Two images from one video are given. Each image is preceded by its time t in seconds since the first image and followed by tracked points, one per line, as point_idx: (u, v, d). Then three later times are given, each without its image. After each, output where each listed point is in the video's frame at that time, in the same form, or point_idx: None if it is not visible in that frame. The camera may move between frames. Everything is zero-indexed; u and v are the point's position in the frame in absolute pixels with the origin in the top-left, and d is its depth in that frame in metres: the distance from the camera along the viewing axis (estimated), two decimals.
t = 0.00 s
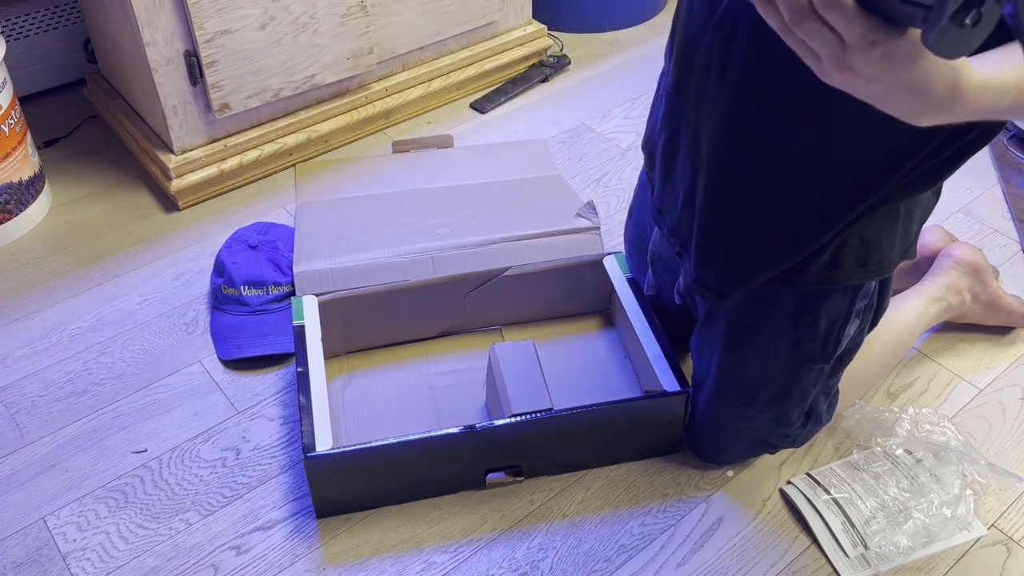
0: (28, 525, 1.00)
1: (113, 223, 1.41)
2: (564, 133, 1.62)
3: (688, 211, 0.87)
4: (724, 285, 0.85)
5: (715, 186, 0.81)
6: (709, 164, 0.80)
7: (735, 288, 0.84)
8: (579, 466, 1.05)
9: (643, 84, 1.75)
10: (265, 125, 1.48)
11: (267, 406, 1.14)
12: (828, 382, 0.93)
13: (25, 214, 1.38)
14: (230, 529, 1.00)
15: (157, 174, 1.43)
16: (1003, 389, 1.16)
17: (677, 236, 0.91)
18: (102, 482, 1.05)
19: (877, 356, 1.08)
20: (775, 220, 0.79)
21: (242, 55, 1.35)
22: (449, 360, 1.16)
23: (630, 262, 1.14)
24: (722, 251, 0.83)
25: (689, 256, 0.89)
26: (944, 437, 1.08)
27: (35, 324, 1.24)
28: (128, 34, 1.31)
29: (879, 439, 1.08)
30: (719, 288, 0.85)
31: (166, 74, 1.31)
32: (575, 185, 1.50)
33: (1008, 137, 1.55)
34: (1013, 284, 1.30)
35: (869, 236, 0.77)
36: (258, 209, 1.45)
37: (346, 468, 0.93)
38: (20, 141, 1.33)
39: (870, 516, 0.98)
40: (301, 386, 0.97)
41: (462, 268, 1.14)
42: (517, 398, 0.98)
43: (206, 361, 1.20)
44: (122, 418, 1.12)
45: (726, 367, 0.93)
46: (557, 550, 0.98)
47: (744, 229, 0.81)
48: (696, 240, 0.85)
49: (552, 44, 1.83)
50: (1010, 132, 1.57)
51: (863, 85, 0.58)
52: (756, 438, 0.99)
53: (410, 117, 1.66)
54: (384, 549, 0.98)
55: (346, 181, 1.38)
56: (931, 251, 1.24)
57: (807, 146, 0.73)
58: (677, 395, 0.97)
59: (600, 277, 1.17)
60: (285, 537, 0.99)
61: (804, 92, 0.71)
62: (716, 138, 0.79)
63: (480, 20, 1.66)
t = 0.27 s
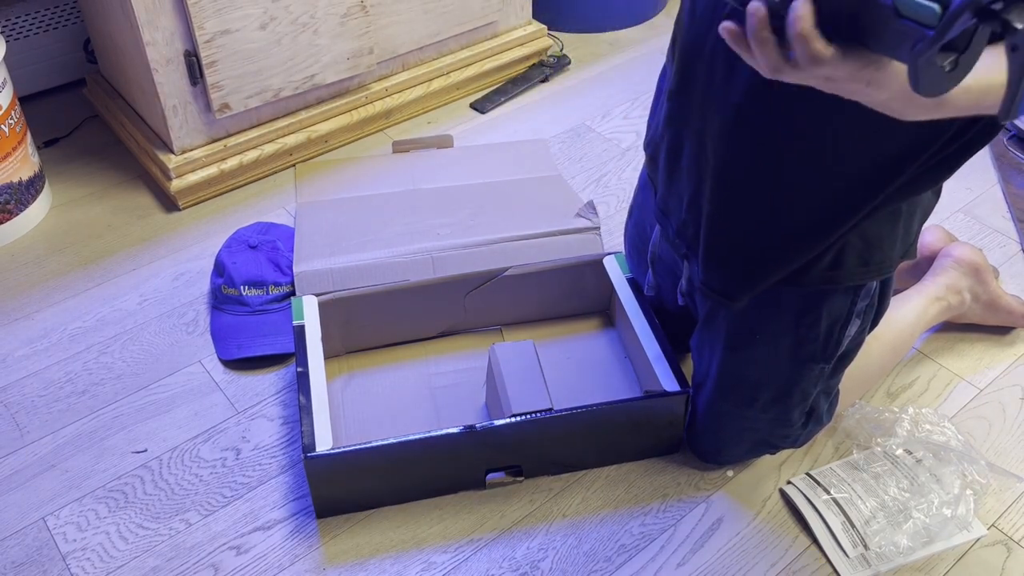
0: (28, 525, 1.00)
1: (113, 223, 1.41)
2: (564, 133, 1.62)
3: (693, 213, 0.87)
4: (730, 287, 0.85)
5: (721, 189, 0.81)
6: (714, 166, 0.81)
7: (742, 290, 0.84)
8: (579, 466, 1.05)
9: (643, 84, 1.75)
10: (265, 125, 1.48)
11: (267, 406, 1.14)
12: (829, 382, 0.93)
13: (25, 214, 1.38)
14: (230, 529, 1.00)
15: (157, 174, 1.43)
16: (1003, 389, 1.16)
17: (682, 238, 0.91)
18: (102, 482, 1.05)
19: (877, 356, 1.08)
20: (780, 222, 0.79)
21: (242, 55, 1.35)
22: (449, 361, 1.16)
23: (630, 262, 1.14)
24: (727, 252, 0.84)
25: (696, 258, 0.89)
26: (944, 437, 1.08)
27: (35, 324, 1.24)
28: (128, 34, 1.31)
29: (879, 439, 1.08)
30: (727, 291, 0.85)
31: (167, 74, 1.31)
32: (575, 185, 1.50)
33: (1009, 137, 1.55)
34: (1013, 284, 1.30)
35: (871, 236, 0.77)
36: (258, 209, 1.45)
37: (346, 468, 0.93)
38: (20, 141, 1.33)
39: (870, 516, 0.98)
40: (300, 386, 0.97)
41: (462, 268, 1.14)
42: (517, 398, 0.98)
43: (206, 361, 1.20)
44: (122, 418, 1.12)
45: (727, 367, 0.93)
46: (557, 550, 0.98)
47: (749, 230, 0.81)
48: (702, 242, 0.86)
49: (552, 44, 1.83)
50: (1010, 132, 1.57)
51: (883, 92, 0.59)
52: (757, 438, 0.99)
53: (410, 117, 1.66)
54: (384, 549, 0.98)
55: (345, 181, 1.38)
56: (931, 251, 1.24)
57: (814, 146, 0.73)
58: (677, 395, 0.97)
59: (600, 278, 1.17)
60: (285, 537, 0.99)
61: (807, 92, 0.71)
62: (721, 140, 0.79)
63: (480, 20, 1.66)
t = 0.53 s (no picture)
0: (28, 525, 1.00)
1: (113, 223, 1.41)
2: (564, 133, 1.62)
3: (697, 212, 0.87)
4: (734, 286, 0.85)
5: (724, 187, 0.81)
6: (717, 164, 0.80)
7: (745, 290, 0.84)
8: (579, 466, 1.05)
9: (643, 84, 1.75)
10: (265, 125, 1.48)
11: (267, 406, 1.14)
12: (830, 382, 0.93)
13: (25, 214, 1.38)
14: (230, 529, 1.00)
15: (157, 174, 1.43)
16: (1003, 389, 1.16)
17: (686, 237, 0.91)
18: (102, 482, 1.05)
19: (876, 356, 1.08)
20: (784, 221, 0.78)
21: (242, 55, 1.35)
22: (449, 361, 1.16)
23: (630, 262, 1.14)
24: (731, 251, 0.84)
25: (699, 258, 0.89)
26: (944, 437, 1.08)
27: (35, 324, 1.24)
28: (128, 34, 1.31)
29: (879, 439, 1.08)
30: (729, 291, 0.85)
31: (167, 74, 1.31)
32: (575, 185, 1.50)
33: (1009, 137, 1.55)
34: (1013, 284, 1.30)
35: (873, 236, 0.77)
36: (257, 209, 1.45)
37: (346, 468, 0.93)
38: (20, 141, 1.33)
39: (870, 516, 0.98)
40: (300, 385, 0.97)
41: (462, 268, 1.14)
42: (517, 398, 0.98)
43: (206, 361, 1.20)
44: (122, 418, 1.12)
45: (728, 368, 0.93)
46: (557, 550, 0.98)
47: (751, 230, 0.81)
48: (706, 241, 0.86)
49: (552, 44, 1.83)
50: (1010, 132, 1.57)
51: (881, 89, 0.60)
52: (757, 438, 0.99)
53: (410, 117, 1.66)
54: (384, 549, 0.98)
55: (345, 180, 1.38)
56: (931, 251, 1.24)
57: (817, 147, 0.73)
58: (677, 395, 0.97)
59: (600, 278, 1.17)
60: (285, 537, 0.99)
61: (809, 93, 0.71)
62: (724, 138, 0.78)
63: (481, 20, 1.66)
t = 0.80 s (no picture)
0: (28, 525, 1.00)
1: (114, 223, 1.41)
2: (564, 133, 1.62)
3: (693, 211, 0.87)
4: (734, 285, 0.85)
5: (720, 190, 0.81)
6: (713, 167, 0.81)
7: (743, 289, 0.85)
8: (579, 466, 1.05)
9: (643, 83, 1.75)
10: (265, 125, 1.48)
11: (267, 405, 1.14)
12: (829, 382, 0.93)
13: (25, 214, 1.38)
14: (230, 529, 1.00)
15: (157, 174, 1.43)
16: (1003, 389, 1.16)
17: (682, 238, 0.91)
18: (102, 482, 1.05)
19: (876, 356, 1.08)
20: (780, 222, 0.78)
21: (242, 55, 1.35)
22: (449, 361, 1.16)
23: (630, 262, 1.14)
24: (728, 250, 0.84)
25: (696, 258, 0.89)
26: (944, 437, 1.08)
27: (35, 324, 1.24)
28: (128, 34, 1.31)
29: (879, 439, 1.08)
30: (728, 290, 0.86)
31: (167, 74, 1.31)
32: (575, 185, 1.50)
33: (1009, 137, 1.55)
34: (1013, 284, 1.30)
35: (871, 237, 0.77)
36: (258, 209, 1.45)
37: (346, 468, 0.93)
38: (20, 141, 1.33)
39: (870, 516, 0.98)
40: (300, 385, 0.97)
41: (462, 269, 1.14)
42: (517, 398, 0.98)
43: (206, 361, 1.20)
44: (122, 418, 1.12)
45: (727, 368, 0.93)
46: (557, 550, 0.98)
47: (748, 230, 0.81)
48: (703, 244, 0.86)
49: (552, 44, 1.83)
50: (1010, 132, 1.57)
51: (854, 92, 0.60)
52: (757, 438, 0.99)
53: (410, 117, 1.66)
54: (384, 549, 0.98)
55: (345, 180, 1.38)
56: (931, 251, 1.24)
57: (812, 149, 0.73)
58: (677, 395, 0.97)
59: (599, 278, 1.17)
60: (285, 537, 0.99)
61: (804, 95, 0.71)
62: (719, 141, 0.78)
63: (480, 20, 1.66)
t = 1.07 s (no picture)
0: (28, 525, 1.00)
1: (114, 223, 1.41)
2: (564, 133, 1.62)
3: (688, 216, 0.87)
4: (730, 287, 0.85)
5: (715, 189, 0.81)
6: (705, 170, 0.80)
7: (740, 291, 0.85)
8: (579, 466, 1.05)
9: (643, 83, 1.75)
10: (265, 125, 1.48)
11: (267, 405, 1.14)
12: (828, 382, 0.93)
13: (25, 214, 1.38)
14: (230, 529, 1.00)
15: (157, 174, 1.43)
16: (1003, 389, 1.16)
17: (678, 237, 0.91)
18: (102, 482, 1.05)
19: (876, 356, 1.08)
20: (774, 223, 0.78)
21: (242, 55, 1.35)
22: (449, 361, 1.16)
23: (630, 263, 1.14)
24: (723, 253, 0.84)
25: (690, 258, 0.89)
26: (944, 437, 1.08)
27: (35, 324, 1.24)
28: (128, 34, 1.31)
29: (879, 439, 1.08)
30: (722, 291, 0.86)
31: (167, 74, 1.31)
32: (575, 185, 1.50)
33: (1009, 137, 1.55)
34: (1013, 284, 1.30)
35: (869, 238, 0.77)
36: (258, 209, 1.45)
37: (345, 468, 0.93)
38: (20, 141, 1.33)
39: (870, 516, 0.98)
40: (300, 385, 0.97)
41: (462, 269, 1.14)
42: (517, 398, 0.98)
43: (206, 361, 1.20)
44: (122, 418, 1.12)
45: (726, 367, 0.93)
46: (557, 550, 0.98)
47: (742, 233, 0.81)
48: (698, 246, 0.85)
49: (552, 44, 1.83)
50: (1010, 132, 1.57)
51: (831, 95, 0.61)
52: (757, 438, 0.99)
53: (410, 117, 1.66)
54: (384, 549, 0.98)
55: (345, 180, 1.38)
56: (931, 251, 1.24)
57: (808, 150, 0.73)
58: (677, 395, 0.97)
59: (600, 278, 1.17)
60: (285, 537, 0.99)
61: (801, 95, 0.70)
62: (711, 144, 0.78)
63: (480, 20, 1.66)
